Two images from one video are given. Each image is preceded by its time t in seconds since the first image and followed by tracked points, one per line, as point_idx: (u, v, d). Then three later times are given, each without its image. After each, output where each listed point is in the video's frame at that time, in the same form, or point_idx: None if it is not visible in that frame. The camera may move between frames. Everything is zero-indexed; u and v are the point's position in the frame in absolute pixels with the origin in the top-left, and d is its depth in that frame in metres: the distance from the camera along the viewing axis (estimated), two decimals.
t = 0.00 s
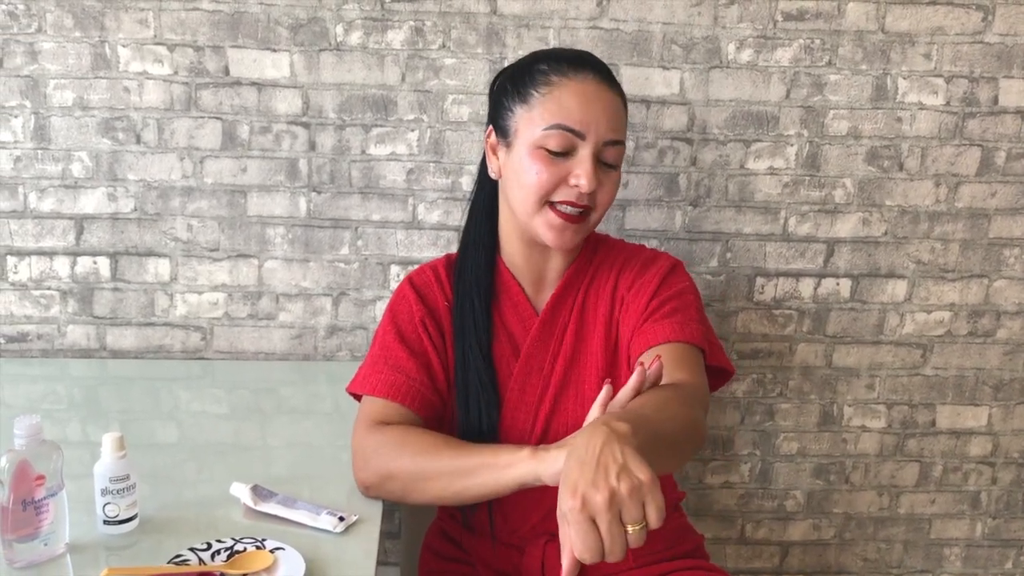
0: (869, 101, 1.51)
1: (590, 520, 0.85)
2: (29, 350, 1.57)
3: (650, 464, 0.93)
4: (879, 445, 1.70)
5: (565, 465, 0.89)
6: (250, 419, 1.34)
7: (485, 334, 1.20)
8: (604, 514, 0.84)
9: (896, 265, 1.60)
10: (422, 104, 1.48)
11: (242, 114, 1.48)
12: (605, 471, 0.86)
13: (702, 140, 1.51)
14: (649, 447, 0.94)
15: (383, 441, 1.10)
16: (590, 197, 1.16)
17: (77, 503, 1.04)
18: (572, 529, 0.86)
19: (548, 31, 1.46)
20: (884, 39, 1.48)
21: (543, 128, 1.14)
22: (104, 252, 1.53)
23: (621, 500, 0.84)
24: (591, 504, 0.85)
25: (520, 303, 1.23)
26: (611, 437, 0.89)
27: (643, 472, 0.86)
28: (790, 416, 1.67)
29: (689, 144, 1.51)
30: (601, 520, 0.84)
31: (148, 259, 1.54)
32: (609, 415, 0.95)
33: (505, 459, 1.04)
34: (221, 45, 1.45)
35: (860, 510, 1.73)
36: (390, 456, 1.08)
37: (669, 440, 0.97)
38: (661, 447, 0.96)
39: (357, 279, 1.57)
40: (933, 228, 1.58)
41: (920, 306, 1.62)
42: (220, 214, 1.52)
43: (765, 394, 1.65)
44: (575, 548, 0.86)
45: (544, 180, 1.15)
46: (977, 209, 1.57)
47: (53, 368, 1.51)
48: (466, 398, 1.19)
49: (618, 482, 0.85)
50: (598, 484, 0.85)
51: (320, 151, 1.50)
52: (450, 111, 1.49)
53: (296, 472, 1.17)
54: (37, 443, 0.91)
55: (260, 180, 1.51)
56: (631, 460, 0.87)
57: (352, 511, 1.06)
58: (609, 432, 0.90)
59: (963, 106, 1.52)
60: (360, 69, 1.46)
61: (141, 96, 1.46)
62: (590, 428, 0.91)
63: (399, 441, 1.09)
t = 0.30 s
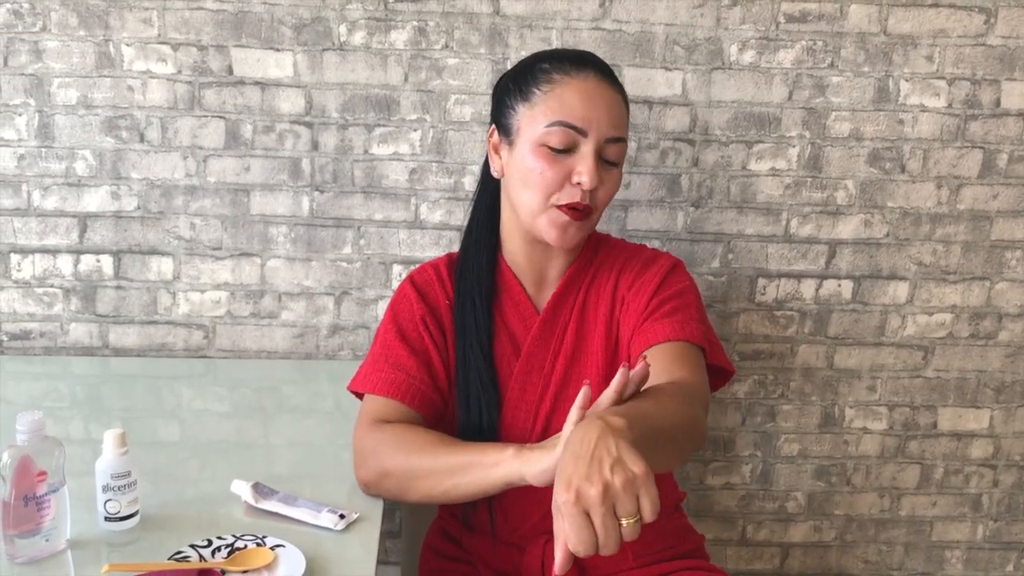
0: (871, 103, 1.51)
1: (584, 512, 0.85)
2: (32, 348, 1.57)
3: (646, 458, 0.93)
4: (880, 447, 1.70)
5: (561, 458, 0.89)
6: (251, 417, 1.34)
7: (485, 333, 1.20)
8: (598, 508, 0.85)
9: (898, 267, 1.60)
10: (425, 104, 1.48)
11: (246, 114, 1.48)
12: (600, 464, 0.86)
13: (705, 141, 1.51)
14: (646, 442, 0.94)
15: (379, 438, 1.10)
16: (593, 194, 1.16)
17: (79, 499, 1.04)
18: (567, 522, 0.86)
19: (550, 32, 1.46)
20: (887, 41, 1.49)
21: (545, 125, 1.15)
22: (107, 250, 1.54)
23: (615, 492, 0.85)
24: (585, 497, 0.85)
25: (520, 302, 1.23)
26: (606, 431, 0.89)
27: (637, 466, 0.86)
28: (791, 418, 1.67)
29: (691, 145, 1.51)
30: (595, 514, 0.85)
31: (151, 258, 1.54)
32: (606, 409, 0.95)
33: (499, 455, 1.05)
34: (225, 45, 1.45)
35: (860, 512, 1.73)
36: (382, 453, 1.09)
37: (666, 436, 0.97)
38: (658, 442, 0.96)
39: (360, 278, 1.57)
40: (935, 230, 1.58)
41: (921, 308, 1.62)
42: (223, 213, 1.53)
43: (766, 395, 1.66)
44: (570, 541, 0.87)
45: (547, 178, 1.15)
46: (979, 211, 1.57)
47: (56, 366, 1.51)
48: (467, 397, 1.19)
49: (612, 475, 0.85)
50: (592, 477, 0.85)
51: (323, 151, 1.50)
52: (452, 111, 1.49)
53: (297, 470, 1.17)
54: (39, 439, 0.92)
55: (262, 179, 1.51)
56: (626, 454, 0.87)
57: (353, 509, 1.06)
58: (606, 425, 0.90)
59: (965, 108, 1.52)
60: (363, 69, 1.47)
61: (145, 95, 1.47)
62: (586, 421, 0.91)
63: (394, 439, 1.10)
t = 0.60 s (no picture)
0: (872, 106, 1.51)
1: (575, 504, 0.84)
2: (33, 346, 1.57)
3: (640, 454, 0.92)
4: (880, 450, 1.70)
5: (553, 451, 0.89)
6: (251, 416, 1.34)
7: (485, 333, 1.20)
8: (589, 499, 0.84)
9: (898, 270, 1.60)
10: (427, 104, 1.49)
11: (248, 113, 1.48)
12: (592, 457, 0.86)
13: (706, 143, 1.51)
14: (641, 438, 0.94)
15: (372, 438, 1.11)
16: (595, 190, 1.17)
17: (79, 497, 1.05)
18: (557, 514, 0.85)
19: (552, 33, 1.46)
20: (888, 44, 1.49)
21: (547, 122, 1.15)
22: (108, 249, 1.54)
23: (606, 485, 0.84)
24: (576, 488, 0.84)
25: (521, 301, 1.23)
26: (599, 425, 0.89)
27: (629, 458, 0.86)
28: (791, 420, 1.67)
29: (692, 147, 1.51)
30: (586, 505, 0.84)
31: (152, 256, 1.55)
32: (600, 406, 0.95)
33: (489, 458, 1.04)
34: (227, 44, 1.45)
35: (859, 515, 1.73)
36: (374, 453, 1.09)
37: (661, 433, 0.97)
38: (654, 439, 0.95)
39: (360, 278, 1.57)
40: (935, 234, 1.58)
41: (921, 311, 1.62)
42: (224, 212, 1.53)
43: (766, 397, 1.66)
44: (561, 534, 0.85)
45: (549, 174, 1.15)
46: (980, 215, 1.58)
47: (56, 363, 1.51)
48: (467, 396, 1.19)
49: (604, 467, 0.85)
50: (583, 469, 0.85)
51: (324, 150, 1.50)
52: (454, 112, 1.49)
53: (297, 469, 1.17)
54: (38, 434, 0.92)
55: (264, 178, 1.51)
56: (618, 447, 0.87)
57: (352, 508, 1.07)
58: (599, 420, 0.90)
59: (966, 112, 1.52)
60: (365, 69, 1.47)
61: (147, 94, 1.47)
62: (580, 416, 0.91)
63: (387, 439, 1.10)
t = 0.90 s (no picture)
0: (871, 110, 1.51)
1: (572, 503, 0.84)
2: (32, 345, 1.57)
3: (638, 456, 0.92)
4: (878, 455, 1.70)
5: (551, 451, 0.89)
6: (250, 417, 1.34)
7: (485, 334, 1.20)
8: (586, 497, 0.83)
9: (897, 274, 1.60)
10: (427, 106, 1.49)
11: (248, 114, 1.49)
12: (590, 456, 0.85)
13: (705, 147, 1.51)
14: (640, 439, 0.93)
15: (366, 439, 1.11)
16: (595, 184, 1.17)
17: (76, 496, 1.05)
18: (554, 512, 0.84)
19: (553, 36, 1.46)
20: (887, 49, 1.49)
21: (545, 119, 1.16)
22: (108, 249, 1.54)
23: (604, 484, 0.83)
24: (573, 487, 0.84)
25: (522, 303, 1.23)
26: (598, 426, 0.89)
27: (627, 458, 0.85)
28: (789, 425, 1.67)
29: (691, 151, 1.51)
30: (583, 503, 0.83)
31: (151, 257, 1.55)
32: (599, 407, 0.95)
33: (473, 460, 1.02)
34: (228, 45, 1.46)
35: (858, 519, 1.73)
36: (365, 453, 1.10)
37: (659, 435, 0.97)
38: (652, 441, 0.95)
39: (360, 280, 1.57)
40: (934, 238, 1.58)
41: (920, 316, 1.62)
42: (224, 213, 1.53)
43: (765, 401, 1.66)
44: (556, 532, 0.84)
45: (548, 169, 1.15)
46: (979, 220, 1.58)
47: (55, 363, 1.51)
48: (467, 397, 1.19)
49: (602, 467, 0.84)
50: (581, 467, 0.84)
51: (324, 152, 1.51)
52: (454, 114, 1.49)
53: (295, 470, 1.17)
54: (37, 432, 0.92)
55: (263, 179, 1.52)
56: (616, 447, 0.87)
57: (349, 508, 1.07)
58: (597, 420, 0.90)
59: (965, 117, 1.53)
60: (366, 71, 1.47)
61: (147, 94, 1.47)
62: (579, 417, 0.91)
63: (378, 440, 1.10)
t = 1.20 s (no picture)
0: (872, 112, 1.51)
1: (576, 504, 0.83)
2: (31, 346, 1.57)
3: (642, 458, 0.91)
4: (878, 457, 1.69)
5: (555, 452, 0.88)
6: (249, 418, 1.34)
7: (488, 335, 1.20)
8: (590, 499, 0.82)
9: (897, 277, 1.60)
10: (427, 107, 1.49)
11: (248, 115, 1.48)
12: (594, 457, 0.85)
13: (706, 148, 1.51)
14: (644, 440, 0.93)
15: (360, 436, 1.12)
16: (597, 176, 1.17)
17: (74, 497, 1.04)
18: (558, 514, 0.83)
19: (553, 37, 1.46)
20: (888, 51, 1.49)
21: (545, 113, 1.17)
22: (108, 249, 1.54)
23: (608, 485, 0.83)
24: (578, 488, 0.83)
25: (525, 304, 1.23)
26: (602, 428, 0.89)
27: (632, 460, 0.85)
28: (789, 427, 1.67)
29: (692, 152, 1.51)
30: (587, 504, 0.82)
31: (151, 257, 1.55)
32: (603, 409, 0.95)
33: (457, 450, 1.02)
34: (228, 46, 1.46)
35: (858, 522, 1.72)
36: (358, 451, 1.10)
37: (663, 437, 0.96)
38: (656, 443, 0.95)
39: (359, 281, 1.57)
40: (934, 240, 1.58)
41: (920, 319, 1.62)
42: (224, 213, 1.53)
43: (765, 403, 1.65)
44: (560, 534, 0.83)
45: (550, 161, 1.16)
46: (979, 222, 1.58)
47: (55, 364, 1.51)
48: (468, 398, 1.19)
49: (606, 468, 0.84)
50: (585, 469, 0.84)
51: (324, 153, 1.51)
52: (454, 115, 1.49)
53: (295, 472, 1.17)
54: (36, 431, 0.92)
55: (263, 180, 1.51)
56: (620, 450, 0.86)
57: (349, 509, 1.06)
58: (601, 422, 0.90)
59: (966, 119, 1.52)
60: (366, 72, 1.47)
61: (148, 95, 1.47)
62: (583, 418, 0.91)
63: (370, 436, 1.11)
